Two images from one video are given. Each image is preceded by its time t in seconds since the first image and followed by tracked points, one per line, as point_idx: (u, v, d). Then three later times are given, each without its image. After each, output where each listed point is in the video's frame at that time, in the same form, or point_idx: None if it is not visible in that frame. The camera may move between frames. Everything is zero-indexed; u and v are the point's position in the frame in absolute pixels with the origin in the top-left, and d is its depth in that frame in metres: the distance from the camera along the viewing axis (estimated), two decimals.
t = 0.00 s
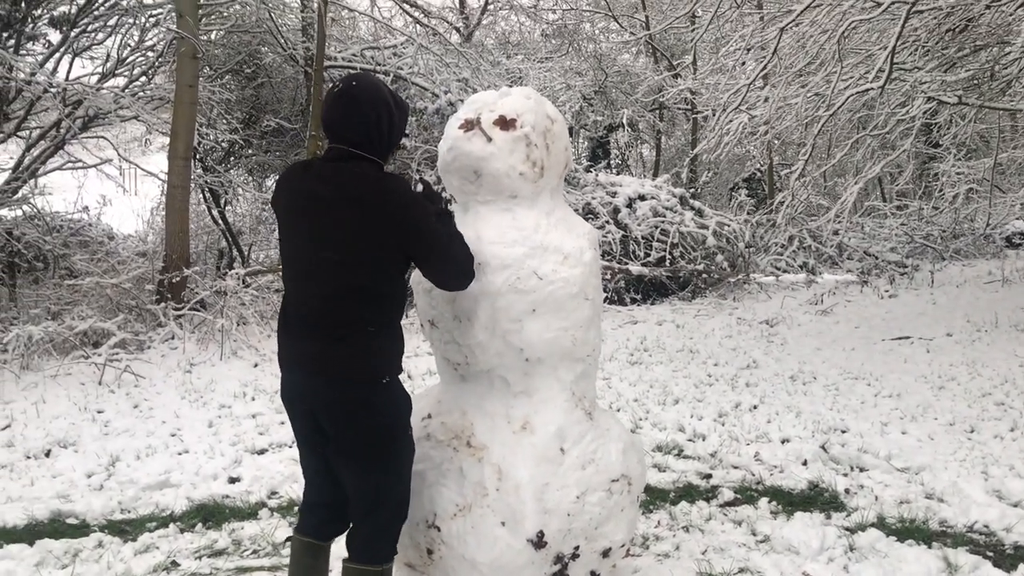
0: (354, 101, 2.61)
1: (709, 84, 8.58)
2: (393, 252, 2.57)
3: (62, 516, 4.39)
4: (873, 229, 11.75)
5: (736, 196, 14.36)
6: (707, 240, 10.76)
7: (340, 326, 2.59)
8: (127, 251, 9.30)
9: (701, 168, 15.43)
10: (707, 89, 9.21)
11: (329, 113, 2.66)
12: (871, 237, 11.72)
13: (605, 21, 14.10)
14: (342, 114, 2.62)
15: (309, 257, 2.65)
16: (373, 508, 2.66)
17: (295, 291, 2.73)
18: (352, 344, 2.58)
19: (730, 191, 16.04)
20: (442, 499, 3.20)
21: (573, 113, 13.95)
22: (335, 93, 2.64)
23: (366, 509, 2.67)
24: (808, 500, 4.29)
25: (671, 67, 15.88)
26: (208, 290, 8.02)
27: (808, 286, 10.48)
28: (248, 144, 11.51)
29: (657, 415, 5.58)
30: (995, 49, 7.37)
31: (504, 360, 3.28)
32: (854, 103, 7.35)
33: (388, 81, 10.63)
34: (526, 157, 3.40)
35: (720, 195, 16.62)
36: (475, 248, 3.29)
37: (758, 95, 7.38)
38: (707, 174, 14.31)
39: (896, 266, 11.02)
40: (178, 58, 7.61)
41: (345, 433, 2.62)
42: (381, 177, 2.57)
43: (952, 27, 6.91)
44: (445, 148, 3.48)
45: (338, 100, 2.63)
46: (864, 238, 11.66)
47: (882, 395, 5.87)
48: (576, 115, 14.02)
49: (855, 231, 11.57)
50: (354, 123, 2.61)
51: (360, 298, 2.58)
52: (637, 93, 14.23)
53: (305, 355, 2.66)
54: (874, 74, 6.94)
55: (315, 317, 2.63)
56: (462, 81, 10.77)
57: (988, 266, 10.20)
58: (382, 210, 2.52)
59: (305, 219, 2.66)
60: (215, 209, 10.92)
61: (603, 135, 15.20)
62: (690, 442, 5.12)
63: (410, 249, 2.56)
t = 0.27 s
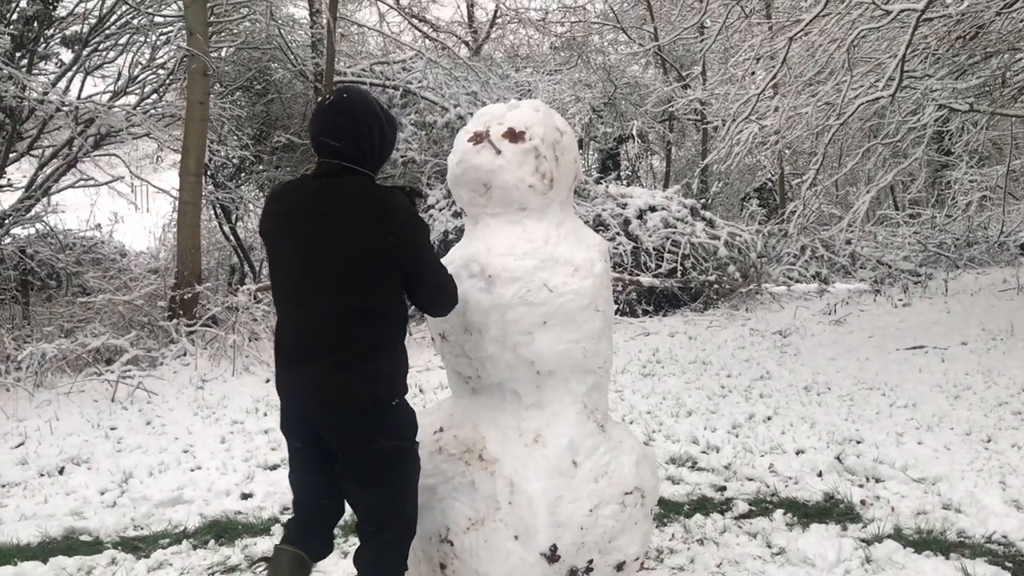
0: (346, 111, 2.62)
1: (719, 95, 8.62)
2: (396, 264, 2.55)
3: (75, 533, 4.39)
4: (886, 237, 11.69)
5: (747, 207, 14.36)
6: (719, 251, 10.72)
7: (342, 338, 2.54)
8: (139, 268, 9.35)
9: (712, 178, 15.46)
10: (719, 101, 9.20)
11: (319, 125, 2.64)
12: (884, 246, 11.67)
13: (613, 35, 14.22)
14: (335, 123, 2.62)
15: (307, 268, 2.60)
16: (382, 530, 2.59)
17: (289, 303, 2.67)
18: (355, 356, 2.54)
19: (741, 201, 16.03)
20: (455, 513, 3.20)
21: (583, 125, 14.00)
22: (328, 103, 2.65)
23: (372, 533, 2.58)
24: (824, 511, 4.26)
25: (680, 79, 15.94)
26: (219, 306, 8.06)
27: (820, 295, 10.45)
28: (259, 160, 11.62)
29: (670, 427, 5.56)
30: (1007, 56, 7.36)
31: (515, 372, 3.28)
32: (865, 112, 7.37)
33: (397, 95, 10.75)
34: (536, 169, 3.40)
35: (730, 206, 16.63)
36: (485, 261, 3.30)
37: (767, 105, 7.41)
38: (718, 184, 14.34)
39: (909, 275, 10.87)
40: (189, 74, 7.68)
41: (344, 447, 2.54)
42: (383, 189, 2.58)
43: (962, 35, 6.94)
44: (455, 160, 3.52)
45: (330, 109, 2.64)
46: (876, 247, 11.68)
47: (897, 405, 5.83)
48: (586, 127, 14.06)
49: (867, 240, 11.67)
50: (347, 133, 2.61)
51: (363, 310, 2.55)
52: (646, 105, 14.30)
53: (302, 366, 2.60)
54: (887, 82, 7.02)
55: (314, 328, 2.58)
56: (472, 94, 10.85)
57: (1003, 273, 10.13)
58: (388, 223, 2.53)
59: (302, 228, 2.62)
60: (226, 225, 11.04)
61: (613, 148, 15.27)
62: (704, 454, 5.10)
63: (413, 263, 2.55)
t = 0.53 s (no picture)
0: (309, 120, 2.59)
1: (726, 99, 8.66)
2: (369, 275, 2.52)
3: (87, 540, 4.42)
4: (896, 241, 11.73)
5: (756, 211, 14.36)
6: (729, 255, 10.74)
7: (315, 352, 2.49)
8: (149, 276, 9.41)
9: (720, 182, 15.49)
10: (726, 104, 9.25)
11: (282, 133, 2.60)
12: (894, 249, 11.66)
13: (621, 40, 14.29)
14: (298, 133, 2.58)
15: (272, 281, 2.52)
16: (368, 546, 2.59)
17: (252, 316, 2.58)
18: (330, 370, 2.49)
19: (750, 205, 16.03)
20: (465, 518, 3.23)
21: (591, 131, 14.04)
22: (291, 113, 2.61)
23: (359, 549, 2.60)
24: (835, 515, 4.25)
25: (688, 84, 16.00)
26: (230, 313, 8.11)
27: (830, 299, 10.46)
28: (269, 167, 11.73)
29: (680, 432, 5.57)
30: (1016, 58, 7.36)
31: (524, 378, 3.30)
32: (875, 116, 7.43)
33: (407, 101, 10.98)
34: (544, 176, 3.43)
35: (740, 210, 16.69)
36: (494, 267, 3.32)
37: (776, 109, 7.47)
38: (727, 189, 14.36)
39: (920, 278, 11.02)
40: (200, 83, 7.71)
41: (322, 462, 2.51)
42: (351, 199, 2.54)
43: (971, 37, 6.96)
44: (464, 167, 3.56)
45: (292, 119, 2.60)
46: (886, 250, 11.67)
47: (908, 408, 5.82)
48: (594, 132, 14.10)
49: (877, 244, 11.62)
50: (311, 142, 2.57)
51: (337, 323, 2.50)
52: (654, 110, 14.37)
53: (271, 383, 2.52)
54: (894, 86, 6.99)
55: (284, 343, 2.51)
56: (480, 101, 10.94)
57: (1013, 275, 10.09)
58: (361, 234, 2.49)
59: (264, 239, 2.53)
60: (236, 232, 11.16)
61: (622, 152, 15.13)
62: (715, 458, 5.10)
63: (386, 273, 2.53)
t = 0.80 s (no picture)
0: (255, 124, 2.64)
1: (729, 96, 8.67)
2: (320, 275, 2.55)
3: (94, 540, 4.43)
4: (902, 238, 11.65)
5: (761, 209, 14.33)
6: (734, 252, 10.73)
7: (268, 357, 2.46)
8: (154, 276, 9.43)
9: (725, 180, 15.48)
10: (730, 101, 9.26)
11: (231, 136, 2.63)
12: (899, 246, 11.51)
13: (625, 38, 14.30)
14: (244, 136, 2.63)
15: (218, 287, 2.47)
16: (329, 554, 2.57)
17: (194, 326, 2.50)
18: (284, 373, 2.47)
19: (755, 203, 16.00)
20: (468, 517, 3.22)
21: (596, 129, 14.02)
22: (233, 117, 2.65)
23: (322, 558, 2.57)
24: (840, 513, 4.25)
25: (693, 82, 15.99)
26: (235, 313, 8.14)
27: (836, 297, 10.44)
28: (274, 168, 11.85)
29: (685, 430, 5.57)
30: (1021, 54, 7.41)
31: (528, 376, 3.30)
32: (880, 113, 7.47)
33: (410, 101, 10.90)
34: (547, 174, 3.43)
35: (746, 207, 16.70)
36: (498, 265, 3.32)
37: (780, 107, 7.50)
38: (732, 187, 14.36)
39: (926, 275, 10.84)
40: (203, 84, 7.69)
41: (279, 470, 2.48)
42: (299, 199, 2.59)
43: (976, 32, 6.96)
44: (466, 165, 3.57)
45: (236, 123, 2.65)
46: (892, 248, 11.47)
47: (914, 406, 5.81)
48: (598, 130, 14.08)
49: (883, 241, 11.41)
50: (257, 145, 2.62)
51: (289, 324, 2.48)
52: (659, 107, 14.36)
53: (220, 393, 2.46)
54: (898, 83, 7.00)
55: (234, 349, 2.45)
56: (484, 100, 10.77)
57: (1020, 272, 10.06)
58: (312, 234, 2.54)
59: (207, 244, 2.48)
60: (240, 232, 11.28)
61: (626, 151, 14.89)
62: (720, 456, 5.10)
63: (338, 272, 2.58)
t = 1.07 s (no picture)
0: (228, 113, 2.69)
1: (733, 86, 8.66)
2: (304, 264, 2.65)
3: (101, 533, 4.45)
4: (906, 227, 11.44)
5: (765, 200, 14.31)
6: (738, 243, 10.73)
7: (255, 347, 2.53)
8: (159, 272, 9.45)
9: (730, 170, 15.48)
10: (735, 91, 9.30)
11: (209, 125, 2.67)
12: (905, 235, 11.39)
13: (628, 29, 14.28)
14: (218, 126, 2.67)
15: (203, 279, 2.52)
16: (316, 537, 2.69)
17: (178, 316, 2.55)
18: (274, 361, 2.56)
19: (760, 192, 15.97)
20: (474, 507, 3.21)
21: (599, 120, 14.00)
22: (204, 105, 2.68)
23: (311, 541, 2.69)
24: (847, 502, 4.25)
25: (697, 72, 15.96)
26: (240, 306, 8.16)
27: (841, 287, 10.43)
28: (278, 161, 11.83)
29: (691, 420, 5.57)
30: None
31: (533, 367, 3.30)
32: (884, 101, 7.50)
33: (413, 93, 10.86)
34: (550, 164, 3.43)
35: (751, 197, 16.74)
36: (501, 256, 3.31)
37: (784, 96, 7.51)
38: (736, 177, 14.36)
39: (931, 264, 10.84)
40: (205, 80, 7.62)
41: (269, 457, 2.57)
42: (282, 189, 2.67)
43: (982, 19, 6.94)
44: (469, 156, 3.56)
45: (208, 111, 2.68)
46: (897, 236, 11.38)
47: (920, 394, 5.80)
48: (602, 121, 14.05)
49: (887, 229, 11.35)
50: (231, 137, 2.68)
51: (276, 316, 2.57)
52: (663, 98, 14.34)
53: (207, 383, 2.52)
54: (903, 71, 7.01)
55: (222, 341, 2.51)
56: (488, 91, 10.89)
57: None
58: (299, 229, 2.64)
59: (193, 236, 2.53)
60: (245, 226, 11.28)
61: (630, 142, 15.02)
62: (726, 446, 5.10)
63: (321, 265, 2.69)
